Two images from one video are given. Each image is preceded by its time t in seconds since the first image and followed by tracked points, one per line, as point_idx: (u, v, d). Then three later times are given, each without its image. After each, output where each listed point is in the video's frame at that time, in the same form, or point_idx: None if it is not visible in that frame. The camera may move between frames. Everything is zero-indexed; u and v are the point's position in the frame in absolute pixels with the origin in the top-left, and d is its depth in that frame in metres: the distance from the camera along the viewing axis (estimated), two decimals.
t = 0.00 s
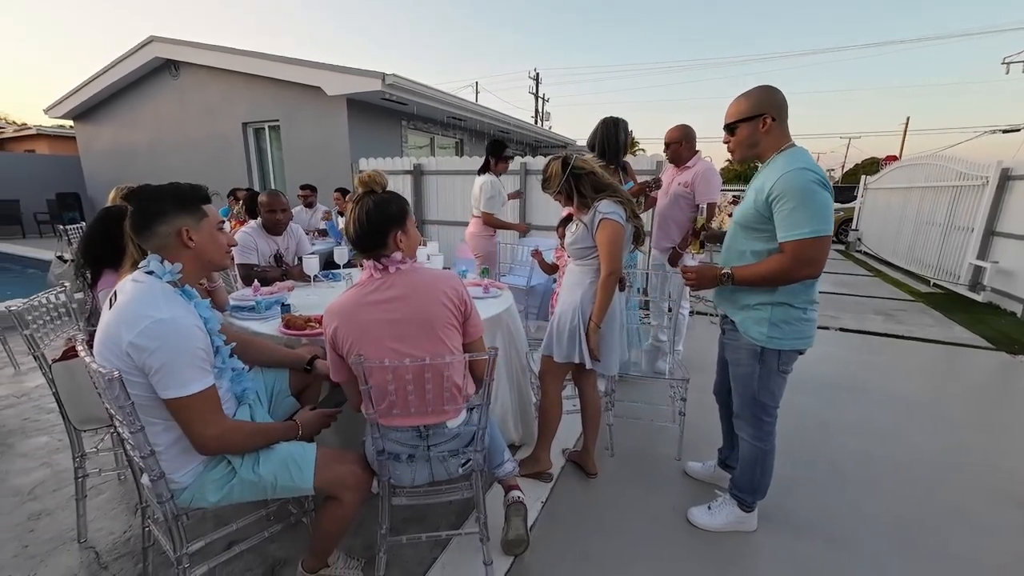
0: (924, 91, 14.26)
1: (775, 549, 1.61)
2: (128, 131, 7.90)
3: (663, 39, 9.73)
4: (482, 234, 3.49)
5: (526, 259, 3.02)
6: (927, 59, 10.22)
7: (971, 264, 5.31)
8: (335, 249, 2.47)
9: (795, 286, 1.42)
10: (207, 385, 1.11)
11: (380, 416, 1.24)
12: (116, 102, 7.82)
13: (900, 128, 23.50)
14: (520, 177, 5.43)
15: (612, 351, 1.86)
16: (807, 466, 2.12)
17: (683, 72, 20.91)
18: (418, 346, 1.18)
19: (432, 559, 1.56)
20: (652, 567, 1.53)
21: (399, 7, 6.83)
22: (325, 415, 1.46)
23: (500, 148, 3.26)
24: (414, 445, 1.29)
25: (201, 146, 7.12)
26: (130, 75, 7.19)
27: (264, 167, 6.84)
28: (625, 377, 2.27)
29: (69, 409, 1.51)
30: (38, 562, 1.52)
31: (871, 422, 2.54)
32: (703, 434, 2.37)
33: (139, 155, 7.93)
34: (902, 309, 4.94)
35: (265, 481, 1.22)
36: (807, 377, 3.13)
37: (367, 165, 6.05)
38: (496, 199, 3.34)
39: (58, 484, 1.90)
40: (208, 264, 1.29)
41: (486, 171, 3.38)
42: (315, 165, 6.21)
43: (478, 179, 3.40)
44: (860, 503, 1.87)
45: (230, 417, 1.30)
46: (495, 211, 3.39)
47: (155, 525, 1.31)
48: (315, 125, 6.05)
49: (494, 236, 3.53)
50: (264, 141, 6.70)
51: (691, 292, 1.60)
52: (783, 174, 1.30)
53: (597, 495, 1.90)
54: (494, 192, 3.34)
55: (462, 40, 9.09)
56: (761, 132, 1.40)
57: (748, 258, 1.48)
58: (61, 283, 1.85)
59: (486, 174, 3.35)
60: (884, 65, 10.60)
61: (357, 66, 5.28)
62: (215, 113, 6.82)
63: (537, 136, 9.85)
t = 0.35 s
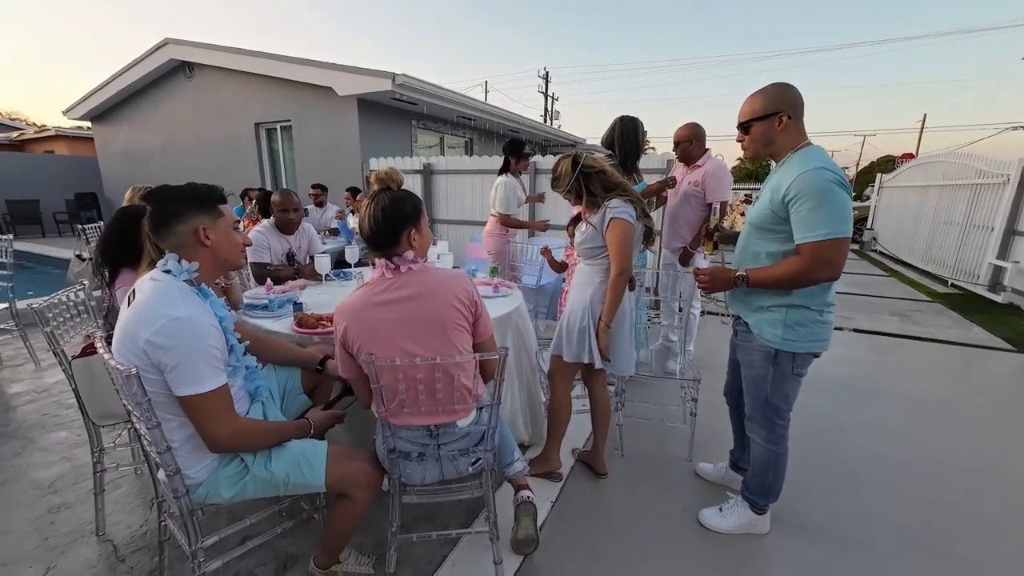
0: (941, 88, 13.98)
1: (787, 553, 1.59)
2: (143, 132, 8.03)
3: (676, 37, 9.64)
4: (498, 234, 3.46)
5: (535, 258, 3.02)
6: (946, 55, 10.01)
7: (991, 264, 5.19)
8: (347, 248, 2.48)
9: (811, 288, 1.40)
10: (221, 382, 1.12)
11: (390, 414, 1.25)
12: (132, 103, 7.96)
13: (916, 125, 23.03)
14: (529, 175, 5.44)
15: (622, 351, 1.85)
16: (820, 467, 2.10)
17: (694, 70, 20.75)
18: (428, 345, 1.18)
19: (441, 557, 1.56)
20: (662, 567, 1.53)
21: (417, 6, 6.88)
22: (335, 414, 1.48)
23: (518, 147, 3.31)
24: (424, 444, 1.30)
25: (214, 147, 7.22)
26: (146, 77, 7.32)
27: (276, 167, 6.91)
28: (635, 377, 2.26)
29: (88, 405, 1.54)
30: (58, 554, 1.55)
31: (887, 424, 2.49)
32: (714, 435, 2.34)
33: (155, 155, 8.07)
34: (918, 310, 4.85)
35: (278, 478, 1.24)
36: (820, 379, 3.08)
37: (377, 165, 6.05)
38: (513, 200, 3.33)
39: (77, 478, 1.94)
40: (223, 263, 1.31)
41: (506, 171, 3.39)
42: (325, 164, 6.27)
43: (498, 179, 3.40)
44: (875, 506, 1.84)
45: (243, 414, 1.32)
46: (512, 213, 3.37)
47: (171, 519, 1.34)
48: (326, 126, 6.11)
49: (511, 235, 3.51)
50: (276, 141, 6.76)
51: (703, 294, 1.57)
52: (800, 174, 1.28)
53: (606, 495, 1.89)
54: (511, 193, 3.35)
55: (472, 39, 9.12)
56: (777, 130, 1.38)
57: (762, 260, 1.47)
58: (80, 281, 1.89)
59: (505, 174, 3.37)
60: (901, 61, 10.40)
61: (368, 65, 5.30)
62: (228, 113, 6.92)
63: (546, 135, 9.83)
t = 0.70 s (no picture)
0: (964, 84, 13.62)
1: (802, 557, 1.57)
2: (161, 132, 8.19)
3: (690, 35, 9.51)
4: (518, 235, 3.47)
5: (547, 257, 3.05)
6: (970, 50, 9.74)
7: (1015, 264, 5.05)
8: (359, 247, 2.50)
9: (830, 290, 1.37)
10: (237, 377, 1.14)
11: (404, 411, 1.25)
12: (151, 105, 8.12)
13: (938, 121, 22.45)
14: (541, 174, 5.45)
15: (634, 350, 1.84)
16: (836, 471, 2.06)
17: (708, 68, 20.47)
18: (444, 344, 1.18)
19: (452, 554, 1.57)
20: (673, 569, 1.51)
21: (428, 6, 6.90)
22: (349, 410, 1.49)
23: (540, 148, 3.30)
24: (437, 441, 1.30)
25: (230, 147, 7.33)
26: (164, 79, 7.46)
27: (290, 167, 6.99)
28: (647, 378, 2.24)
29: (109, 400, 1.58)
30: (79, 544, 1.59)
31: (905, 427, 2.44)
32: (727, 436, 2.32)
33: (172, 155, 8.22)
34: (938, 311, 4.74)
35: (292, 473, 1.25)
36: (836, 380, 3.03)
37: (389, 165, 6.07)
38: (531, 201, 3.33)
39: (98, 471, 1.99)
40: (240, 261, 1.33)
41: (527, 172, 3.39)
42: (338, 164, 6.33)
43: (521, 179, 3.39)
44: (893, 511, 1.80)
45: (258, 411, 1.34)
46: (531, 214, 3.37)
47: (188, 513, 1.36)
48: (338, 126, 6.17)
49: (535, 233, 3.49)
50: (290, 141, 6.84)
51: (718, 296, 1.55)
52: (818, 174, 1.26)
53: (617, 495, 1.88)
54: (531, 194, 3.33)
55: (484, 39, 9.11)
56: (792, 128, 1.36)
57: (779, 261, 1.45)
58: (101, 278, 1.93)
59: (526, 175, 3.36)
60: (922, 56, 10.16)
61: (381, 66, 5.34)
62: (243, 114, 7.02)
63: (558, 134, 9.80)
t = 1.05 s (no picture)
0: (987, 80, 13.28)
1: (816, 561, 1.54)
2: (177, 133, 8.32)
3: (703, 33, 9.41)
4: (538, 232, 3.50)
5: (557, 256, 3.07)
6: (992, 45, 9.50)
7: None
8: (371, 246, 2.52)
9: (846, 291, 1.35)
10: (254, 373, 1.15)
11: (416, 407, 1.26)
12: (167, 106, 8.27)
13: (958, 118, 21.90)
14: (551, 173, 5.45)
15: (646, 349, 1.83)
16: (852, 474, 2.02)
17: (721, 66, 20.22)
18: (457, 341, 1.19)
19: (462, 552, 1.57)
20: (685, 571, 1.50)
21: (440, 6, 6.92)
22: (361, 407, 1.50)
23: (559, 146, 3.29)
24: (448, 439, 1.31)
25: (244, 147, 7.43)
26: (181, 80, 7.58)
27: (302, 166, 7.06)
28: (658, 378, 2.22)
29: (127, 395, 1.61)
30: (98, 536, 1.63)
31: (923, 431, 2.39)
32: (739, 438, 2.29)
33: (188, 156, 8.35)
34: (958, 313, 4.63)
35: (305, 469, 1.26)
36: (851, 382, 2.98)
37: (400, 164, 6.15)
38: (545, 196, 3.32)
39: (116, 465, 2.03)
40: (255, 259, 1.34)
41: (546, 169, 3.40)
42: (350, 163, 6.38)
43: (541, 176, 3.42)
44: (910, 515, 1.76)
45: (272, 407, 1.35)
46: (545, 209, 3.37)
47: (203, 507, 1.39)
48: (350, 126, 6.22)
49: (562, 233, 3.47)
50: (302, 141, 6.91)
51: (731, 296, 1.53)
52: (836, 172, 1.24)
53: (628, 496, 1.87)
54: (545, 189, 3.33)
55: (495, 39, 9.12)
56: (807, 126, 1.33)
57: (795, 260, 1.42)
58: (120, 276, 1.97)
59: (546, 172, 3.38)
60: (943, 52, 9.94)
61: (393, 66, 5.36)
62: (257, 115, 7.11)
63: (569, 133, 9.76)
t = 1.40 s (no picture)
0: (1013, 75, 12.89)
1: (833, 567, 1.51)
2: (195, 134, 8.48)
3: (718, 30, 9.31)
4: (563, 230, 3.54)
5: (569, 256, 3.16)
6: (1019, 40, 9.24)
7: None
8: (384, 245, 2.53)
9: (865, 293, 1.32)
10: (270, 369, 1.17)
11: (428, 404, 1.27)
12: (186, 107, 8.42)
13: (982, 114, 21.27)
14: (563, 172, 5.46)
15: (659, 350, 1.81)
16: (870, 479, 1.98)
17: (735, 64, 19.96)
18: (471, 338, 1.19)
19: (474, 550, 1.58)
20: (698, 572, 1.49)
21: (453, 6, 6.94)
22: (374, 405, 1.51)
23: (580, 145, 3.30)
24: (461, 437, 1.32)
25: (260, 148, 7.55)
26: (199, 81, 7.71)
27: (316, 166, 7.14)
28: (671, 379, 2.20)
29: (146, 390, 1.65)
30: (120, 527, 1.67)
31: (944, 435, 2.33)
32: (754, 440, 2.26)
33: (205, 156, 8.51)
34: (981, 314, 4.51)
35: (320, 465, 1.28)
36: (868, 385, 2.93)
37: (412, 164, 6.21)
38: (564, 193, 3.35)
39: (136, 458, 2.08)
40: (271, 258, 1.36)
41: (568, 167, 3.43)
42: (362, 163, 6.44)
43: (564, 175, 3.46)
44: (931, 521, 1.72)
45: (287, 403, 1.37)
46: (563, 206, 3.40)
47: (220, 501, 1.41)
48: (363, 126, 6.27)
49: (583, 231, 3.57)
50: (317, 141, 6.99)
51: (745, 297, 1.51)
52: (855, 170, 1.21)
53: (640, 497, 1.86)
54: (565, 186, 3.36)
55: (507, 39, 9.13)
56: (825, 124, 1.31)
57: (811, 261, 1.40)
58: (141, 274, 2.01)
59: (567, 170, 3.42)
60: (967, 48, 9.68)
61: (406, 66, 5.40)
62: (273, 115, 7.20)
63: (581, 132, 9.72)
